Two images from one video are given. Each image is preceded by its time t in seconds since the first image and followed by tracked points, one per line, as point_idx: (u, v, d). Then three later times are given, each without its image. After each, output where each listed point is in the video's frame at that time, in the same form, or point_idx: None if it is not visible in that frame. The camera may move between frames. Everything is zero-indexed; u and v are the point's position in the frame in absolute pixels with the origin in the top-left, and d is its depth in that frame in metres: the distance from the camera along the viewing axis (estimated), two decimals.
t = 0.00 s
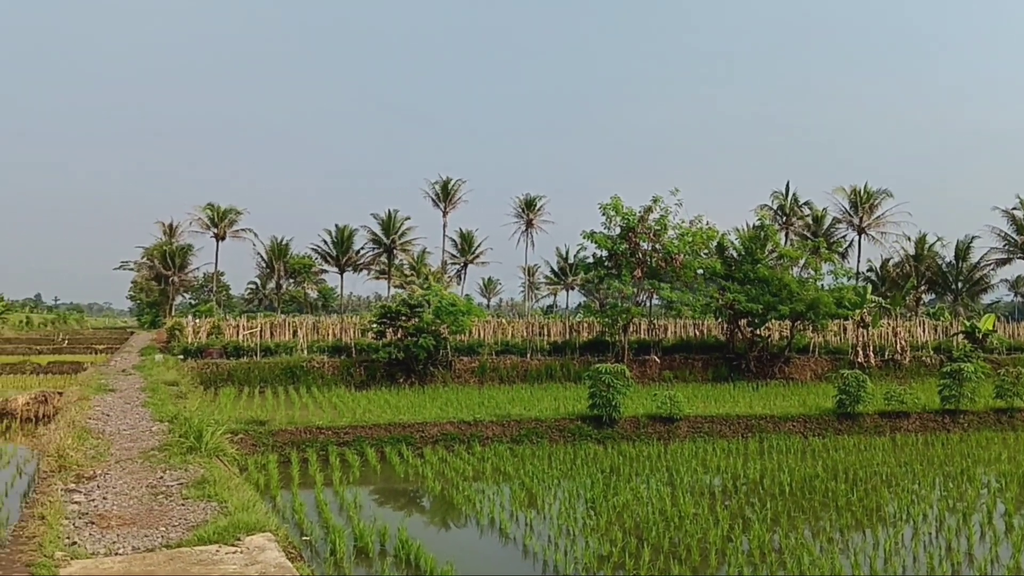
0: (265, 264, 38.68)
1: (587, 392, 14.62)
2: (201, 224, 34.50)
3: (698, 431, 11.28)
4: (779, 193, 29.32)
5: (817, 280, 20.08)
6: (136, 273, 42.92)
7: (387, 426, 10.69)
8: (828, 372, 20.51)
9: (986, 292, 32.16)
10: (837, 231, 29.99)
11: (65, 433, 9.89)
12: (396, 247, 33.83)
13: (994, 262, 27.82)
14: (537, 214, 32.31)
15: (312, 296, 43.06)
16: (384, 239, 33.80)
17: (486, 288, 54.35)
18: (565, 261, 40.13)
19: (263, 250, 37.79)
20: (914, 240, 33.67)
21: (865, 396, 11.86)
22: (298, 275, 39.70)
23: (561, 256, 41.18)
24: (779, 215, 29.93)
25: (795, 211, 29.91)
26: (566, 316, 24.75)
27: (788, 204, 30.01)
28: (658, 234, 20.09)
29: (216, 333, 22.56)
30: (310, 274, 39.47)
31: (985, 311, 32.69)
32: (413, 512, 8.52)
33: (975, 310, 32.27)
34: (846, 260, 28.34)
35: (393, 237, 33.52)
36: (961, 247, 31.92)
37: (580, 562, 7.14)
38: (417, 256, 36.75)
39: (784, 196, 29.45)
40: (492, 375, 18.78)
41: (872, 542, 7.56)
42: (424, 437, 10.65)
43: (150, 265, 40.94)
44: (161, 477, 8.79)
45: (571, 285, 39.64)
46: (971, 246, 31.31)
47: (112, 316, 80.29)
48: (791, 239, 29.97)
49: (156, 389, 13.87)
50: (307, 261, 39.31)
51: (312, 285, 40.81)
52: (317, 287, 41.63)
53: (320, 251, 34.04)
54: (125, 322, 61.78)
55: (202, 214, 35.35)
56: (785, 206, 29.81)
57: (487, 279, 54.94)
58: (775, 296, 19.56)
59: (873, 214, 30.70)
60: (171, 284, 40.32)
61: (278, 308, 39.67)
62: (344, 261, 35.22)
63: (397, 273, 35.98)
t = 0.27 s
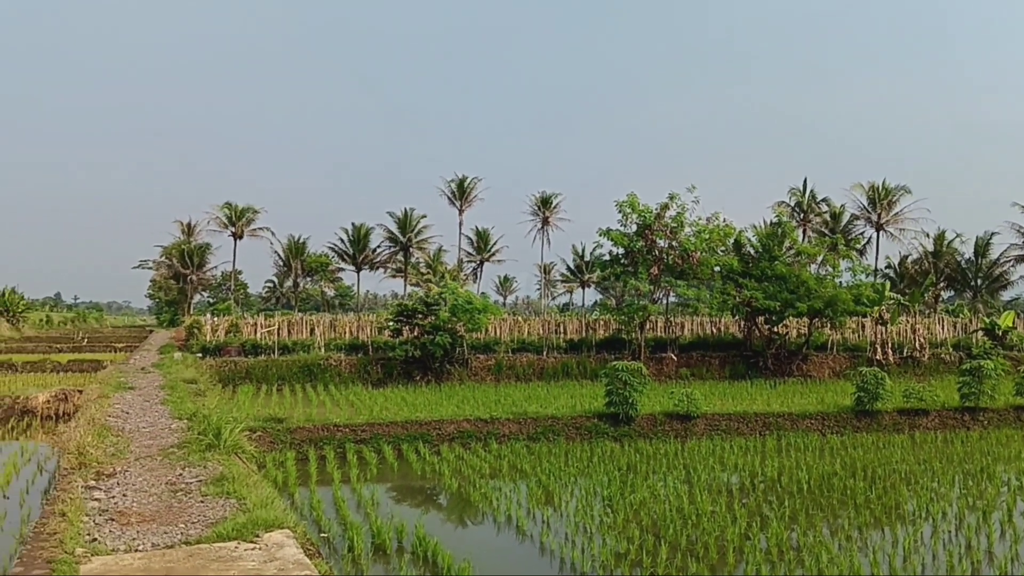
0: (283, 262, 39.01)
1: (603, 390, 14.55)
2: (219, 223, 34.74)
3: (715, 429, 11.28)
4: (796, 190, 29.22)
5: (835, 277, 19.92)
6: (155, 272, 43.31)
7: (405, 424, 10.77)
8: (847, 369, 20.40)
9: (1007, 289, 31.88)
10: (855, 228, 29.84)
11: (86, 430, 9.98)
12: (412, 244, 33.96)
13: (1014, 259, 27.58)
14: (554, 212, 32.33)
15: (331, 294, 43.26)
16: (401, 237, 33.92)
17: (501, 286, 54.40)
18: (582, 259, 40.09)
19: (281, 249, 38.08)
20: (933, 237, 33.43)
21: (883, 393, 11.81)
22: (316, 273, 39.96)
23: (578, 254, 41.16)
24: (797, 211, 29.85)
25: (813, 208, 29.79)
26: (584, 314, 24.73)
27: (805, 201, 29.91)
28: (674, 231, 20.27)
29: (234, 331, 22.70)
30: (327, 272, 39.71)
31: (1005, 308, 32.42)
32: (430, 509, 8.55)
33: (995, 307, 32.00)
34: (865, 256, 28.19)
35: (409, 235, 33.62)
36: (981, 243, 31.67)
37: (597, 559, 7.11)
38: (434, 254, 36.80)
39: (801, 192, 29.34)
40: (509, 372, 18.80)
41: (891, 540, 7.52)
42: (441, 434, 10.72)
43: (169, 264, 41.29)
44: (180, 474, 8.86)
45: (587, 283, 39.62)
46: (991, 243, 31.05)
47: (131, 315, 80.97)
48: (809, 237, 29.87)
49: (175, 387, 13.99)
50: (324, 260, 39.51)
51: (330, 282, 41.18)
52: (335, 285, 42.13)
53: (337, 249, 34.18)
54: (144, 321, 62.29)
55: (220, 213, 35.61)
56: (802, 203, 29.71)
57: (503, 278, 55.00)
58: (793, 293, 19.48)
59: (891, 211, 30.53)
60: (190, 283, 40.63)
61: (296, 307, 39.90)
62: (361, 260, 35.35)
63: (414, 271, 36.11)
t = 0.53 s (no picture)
0: (299, 260, 39.23)
1: (619, 387, 14.59)
2: (236, 221, 34.93)
3: (732, 426, 11.26)
4: (813, 185, 29.08)
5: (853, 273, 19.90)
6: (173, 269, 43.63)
7: (421, 421, 10.81)
8: (865, 366, 20.35)
9: None
10: (872, 223, 29.66)
11: (104, 427, 10.05)
12: (428, 242, 34.04)
13: None
14: (569, 209, 32.32)
15: (346, 291, 43.40)
16: (416, 234, 34.00)
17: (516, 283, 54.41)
18: (597, 256, 40.03)
19: (297, 246, 38.32)
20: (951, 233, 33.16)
21: (901, 390, 11.76)
22: (331, 270, 40.13)
23: (593, 251, 41.12)
24: (814, 207, 29.74)
25: (830, 203, 29.63)
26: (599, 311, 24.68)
27: (822, 197, 29.79)
28: (691, 227, 20.21)
29: (250, 328, 22.81)
30: (342, 269, 39.86)
31: None
32: (447, 506, 8.57)
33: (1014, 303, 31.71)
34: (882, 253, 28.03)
35: (425, 232, 33.70)
36: (999, 239, 31.39)
37: (613, 556, 7.08)
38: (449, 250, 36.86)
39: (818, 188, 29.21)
40: (524, 369, 18.82)
41: (909, 538, 7.47)
42: (457, 431, 10.74)
43: (186, 261, 41.58)
44: (198, 470, 8.92)
45: (603, 280, 39.57)
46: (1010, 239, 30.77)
47: (148, 312, 81.64)
48: (826, 233, 29.71)
49: (192, 384, 14.09)
50: (339, 257, 39.65)
51: (346, 280, 41.38)
52: (350, 282, 42.35)
53: (353, 247, 34.28)
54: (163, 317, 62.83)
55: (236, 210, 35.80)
56: (819, 198, 29.59)
57: (518, 275, 55.03)
58: (810, 289, 19.44)
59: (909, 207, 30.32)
60: (207, 280, 40.89)
61: (312, 304, 40.08)
62: (377, 257, 35.44)
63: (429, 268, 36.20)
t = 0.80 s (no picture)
0: (316, 258, 39.46)
1: (635, 385, 14.61)
2: (254, 219, 35.12)
3: (749, 425, 11.23)
4: (831, 182, 28.90)
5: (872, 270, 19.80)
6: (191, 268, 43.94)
7: (438, 418, 10.85)
8: (883, 363, 20.27)
9: None
10: (891, 220, 29.45)
11: (124, 424, 10.15)
12: (444, 240, 34.10)
13: None
14: (585, 207, 32.28)
15: (362, 289, 43.52)
16: (432, 232, 34.07)
17: (532, 281, 54.41)
18: (613, 253, 39.96)
19: (314, 244, 38.57)
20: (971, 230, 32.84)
21: (920, 388, 11.69)
22: (348, 269, 40.30)
23: (610, 248, 41.07)
24: (832, 204, 29.58)
25: (849, 200, 29.47)
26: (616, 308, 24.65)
27: (840, 194, 29.61)
28: (708, 225, 20.11)
29: (268, 326, 22.92)
30: (359, 267, 40.01)
31: None
32: (464, 504, 8.59)
33: None
34: (901, 249, 27.81)
35: (441, 230, 33.76)
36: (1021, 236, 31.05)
37: (630, 554, 7.06)
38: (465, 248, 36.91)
39: (836, 185, 29.03)
40: (541, 367, 18.85)
41: (928, 537, 7.42)
42: (473, 429, 10.76)
43: (205, 260, 41.90)
44: (217, 467, 8.98)
45: (619, 278, 39.50)
46: None
47: (166, 310, 82.26)
48: (845, 230, 29.56)
49: (211, 381, 14.20)
50: (356, 255, 39.80)
51: (363, 278, 41.56)
52: (368, 280, 42.34)
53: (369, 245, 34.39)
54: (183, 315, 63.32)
55: (254, 209, 36.02)
56: (837, 195, 29.42)
57: (534, 273, 55.02)
58: (828, 287, 19.35)
59: (928, 203, 30.06)
60: (225, 279, 41.16)
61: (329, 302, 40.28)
62: (393, 255, 35.52)
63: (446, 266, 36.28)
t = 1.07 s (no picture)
0: (333, 255, 39.70)
1: (653, 383, 14.61)
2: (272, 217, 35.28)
3: (767, 423, 11.18)
4: (850, 180, 28.72)
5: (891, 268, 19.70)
6: (209, 266, 44.26)
7: (454, 416, 10.88)
8: (902, 362, 20.16)
9: None
10: (910, 218, 29.24)
11: (143, 420, 10.23)
12: (460, 238, 34.12)
13: None
14: (601, 204, 32.22)
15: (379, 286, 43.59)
16: (449, 230, 34.11)
17: (549, 279, 54.40)
18: (629, 251, 39.88)
19: (331, 242, 38.82)
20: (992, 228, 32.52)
21: (939, 387, 11.61)
22: (365, 267, 40.48)
23: (626, 246, 41.00)
24: (850, 202, 29.42)
25: (867, 198, 29.29)
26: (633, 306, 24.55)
27: (859, 191, 29.43)
28: (725, 223, 19.92)
29: (286, 324, 23.01)
30: (376, 265, 40.16)
31: None
32: (480, 501, 8.61)
33: None
34: (920, 247, 27.61)
35: (458, 228, 33.77)
36: None
37: (647, 552, 7.05)
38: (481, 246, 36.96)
39: (855, 182, 28.85)
40: (557, 365, 18.86)
41: (948, 536, 7.36)
42: (490, 426, 10.78)
43: (223, 257, 42.23)
44: (235, 463, 9.04)
45: (635, 276, 39.42)
46: None
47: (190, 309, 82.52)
48: (864, 227, 29.39)
49: (229, 378, 14.31)
50: (372, 253, 39.94)
51: (379, 276, 41.65)
52: (384, 277, 42.28)
53: (386, 242, 34.49)
54: (202, 313, 63.79)
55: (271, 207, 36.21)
56: (856, 193, 29.25)
57: (550, 271, 55.00)
58: (848, 285, 19.27)
59: (948, 201, 29.81)
60: (243, 276, 41.40)
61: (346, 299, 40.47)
62: (410, 253, 35.63)
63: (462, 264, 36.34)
